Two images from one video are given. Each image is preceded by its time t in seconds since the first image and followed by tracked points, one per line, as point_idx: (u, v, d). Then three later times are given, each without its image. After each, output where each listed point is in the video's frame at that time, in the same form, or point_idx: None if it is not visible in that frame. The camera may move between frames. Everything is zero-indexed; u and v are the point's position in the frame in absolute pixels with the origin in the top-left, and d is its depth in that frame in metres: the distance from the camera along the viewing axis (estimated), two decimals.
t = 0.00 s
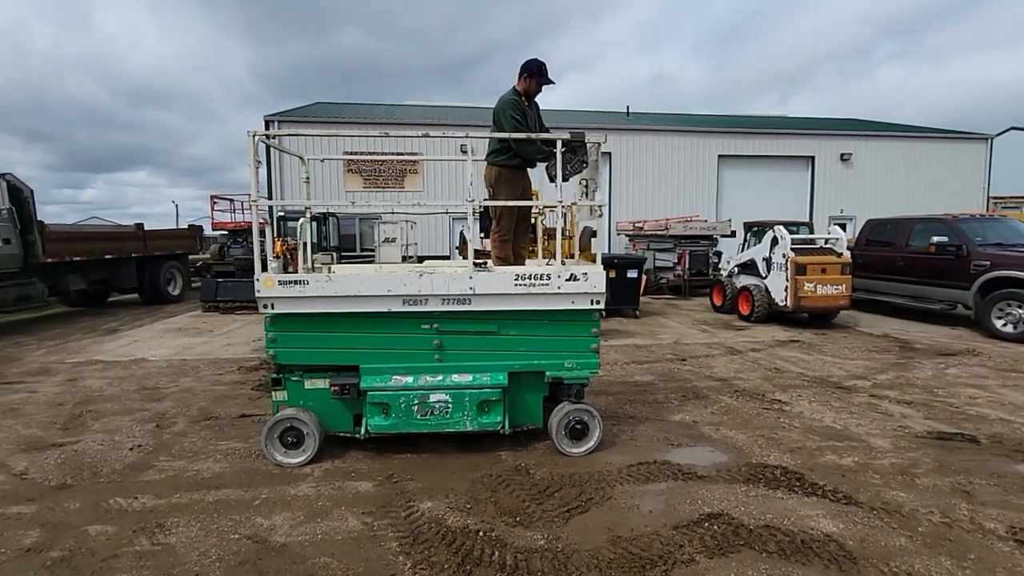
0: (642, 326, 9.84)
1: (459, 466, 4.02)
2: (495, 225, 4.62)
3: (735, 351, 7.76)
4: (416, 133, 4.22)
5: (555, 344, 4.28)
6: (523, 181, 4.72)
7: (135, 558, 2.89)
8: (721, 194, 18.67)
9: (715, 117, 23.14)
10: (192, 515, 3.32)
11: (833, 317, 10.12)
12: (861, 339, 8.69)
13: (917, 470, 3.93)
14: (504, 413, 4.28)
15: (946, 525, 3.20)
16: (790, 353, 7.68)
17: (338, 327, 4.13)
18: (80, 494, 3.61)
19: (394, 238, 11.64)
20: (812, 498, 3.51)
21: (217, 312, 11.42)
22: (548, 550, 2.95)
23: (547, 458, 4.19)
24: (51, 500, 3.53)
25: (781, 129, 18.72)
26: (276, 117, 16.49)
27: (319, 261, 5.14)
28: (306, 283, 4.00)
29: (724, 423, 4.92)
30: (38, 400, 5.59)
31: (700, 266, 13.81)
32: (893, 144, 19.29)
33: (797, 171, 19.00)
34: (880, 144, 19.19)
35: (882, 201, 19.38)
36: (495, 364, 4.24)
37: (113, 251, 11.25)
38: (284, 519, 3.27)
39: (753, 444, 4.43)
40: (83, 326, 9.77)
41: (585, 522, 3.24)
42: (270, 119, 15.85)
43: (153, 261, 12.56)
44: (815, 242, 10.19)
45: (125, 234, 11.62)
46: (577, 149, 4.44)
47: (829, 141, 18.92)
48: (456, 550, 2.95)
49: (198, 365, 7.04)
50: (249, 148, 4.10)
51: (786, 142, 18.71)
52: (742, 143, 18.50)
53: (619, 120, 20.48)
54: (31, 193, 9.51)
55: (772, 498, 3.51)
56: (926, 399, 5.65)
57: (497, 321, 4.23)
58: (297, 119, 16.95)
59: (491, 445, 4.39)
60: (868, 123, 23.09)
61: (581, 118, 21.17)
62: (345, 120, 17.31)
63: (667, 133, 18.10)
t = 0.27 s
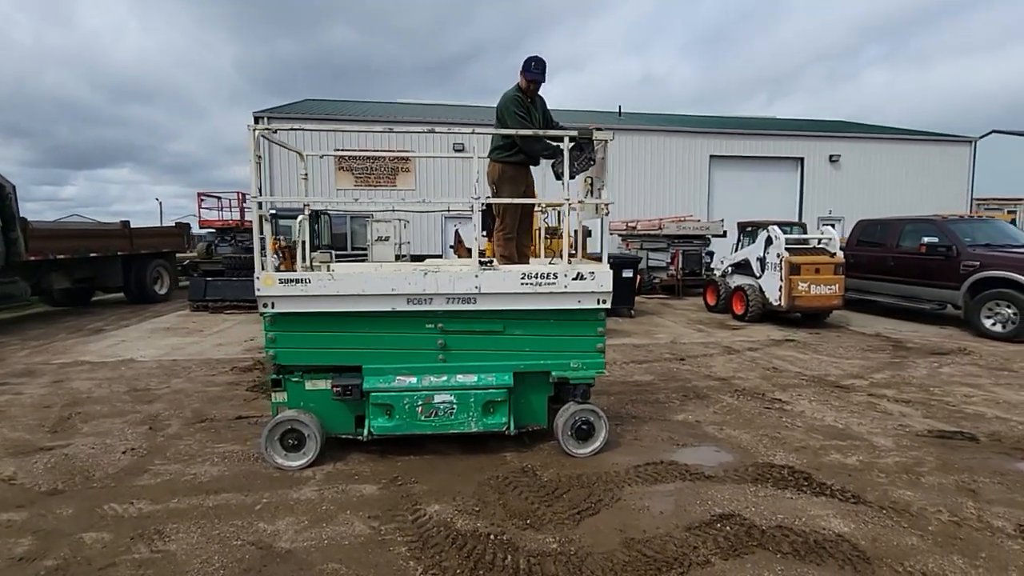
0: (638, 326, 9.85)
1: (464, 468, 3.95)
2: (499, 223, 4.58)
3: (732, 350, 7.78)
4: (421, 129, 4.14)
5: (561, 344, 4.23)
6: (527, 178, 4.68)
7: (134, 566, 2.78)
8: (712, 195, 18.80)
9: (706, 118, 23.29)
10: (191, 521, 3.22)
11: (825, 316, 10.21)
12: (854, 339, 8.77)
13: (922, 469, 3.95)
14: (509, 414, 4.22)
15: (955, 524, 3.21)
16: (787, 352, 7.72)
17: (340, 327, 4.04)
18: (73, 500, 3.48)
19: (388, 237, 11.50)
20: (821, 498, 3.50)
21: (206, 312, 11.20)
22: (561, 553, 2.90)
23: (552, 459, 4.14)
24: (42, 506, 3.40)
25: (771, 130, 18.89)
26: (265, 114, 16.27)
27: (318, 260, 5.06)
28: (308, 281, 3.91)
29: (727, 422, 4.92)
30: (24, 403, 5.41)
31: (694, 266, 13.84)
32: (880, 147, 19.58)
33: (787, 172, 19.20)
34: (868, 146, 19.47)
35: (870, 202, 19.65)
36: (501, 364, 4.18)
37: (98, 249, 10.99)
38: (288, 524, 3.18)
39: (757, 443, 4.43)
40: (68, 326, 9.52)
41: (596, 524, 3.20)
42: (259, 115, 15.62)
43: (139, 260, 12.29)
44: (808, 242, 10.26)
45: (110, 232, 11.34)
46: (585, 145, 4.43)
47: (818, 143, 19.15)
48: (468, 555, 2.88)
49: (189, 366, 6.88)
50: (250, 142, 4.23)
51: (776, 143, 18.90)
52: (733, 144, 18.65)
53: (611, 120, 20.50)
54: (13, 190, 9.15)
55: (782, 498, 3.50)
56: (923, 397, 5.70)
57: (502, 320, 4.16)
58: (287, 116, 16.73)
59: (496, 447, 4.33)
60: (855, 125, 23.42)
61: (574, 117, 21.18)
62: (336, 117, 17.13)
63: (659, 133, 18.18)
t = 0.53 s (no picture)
0: (634, 326, 9.82)
1: (469, 471, 3.87)
2: (501, 221, 4.50)
3: (730, 351, 7.78)
4: (426, 124, 4.05)
5: (567, 345, 4.16)
6: (530, 175, 4.62)
7: None
8: (705, 195, 18.89)
9: (698, 119, 23.38)
10: (189, 528, 3.10)
11: (819, 317, 10.27)
12: (850, 339, 8.81)
13: (928, 470, 3.95)
14: (514, 416, 4.13)
15: (966, 526, 3.20)
16: (784, 353, 7.73)
17: (341, 327, 3.93)
18: (63, 507, 3.35)
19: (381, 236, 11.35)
20: (831, 501, 3.48)
21: (195, 311, 10.97)
22: (574, 560, 2.83)
23: (558, 462, 4.07)
24: (31, 514, 3.26)
25: (763, 132, 19.00)
26: (256, 110, 16.03)
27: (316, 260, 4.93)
28: (309, 280, 3.80)
29: (731, 424, 4.89)
30: (8, 405, 5.22)
31: (688, 266, 13.78)
32: (870, 149, 19.80)
33: (779, 173, 19.35)
34: (858, 148, 19.67)
35: (859, 203, 19.86)
36: (506, 365, 4.10)
37: (84, 246, 10.73)
38: (290, 531, 3.08)
39: (763, 445, 4.40)
40: (52, 325, 9.27)
41: (607, 529, 3.14)
42: (250, 111, 15.39)
43: (126, 257, 12.02)
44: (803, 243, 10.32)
45: (95, 229, 11.06)
46: (593, 144, 4.47)
47: (810, 145, 19.31)
48: (478, 562, 2.81)
49: (180, 366, 6.71)
50: (250, 137, 4.25)
51: (768, 145, 19.03)
52: (725, 145, 18.76)
53: (605, 120, 20.48)
54: None
55: (792, 501, 3.46)
56: (922, 398, 5.73)
57: (507, 321, 4.08)
58: (278, 113, 16.50)
59: (500, 450, 4.25)
60: (845, 128, 23.68)
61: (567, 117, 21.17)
62: (328, 114, 16.92)
63: (653, 133, 18.21)
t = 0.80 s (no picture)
0: (633, 328, 9.82)
1: (475, 474, 3.84)
2: (508, 223, 4.47)
3: (729, 353, 7.79)
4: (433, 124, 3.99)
5: (574, 348, 4.13)
6: (536, 176, 4.57)
7: None
8: (702, 198, 18.96)
9: (695, 121, 23.45)
10: (193, 531, 3.04)
11: (816, 320, 10.32)
12: (847, 343, 8.86)
13: (932, 475, 3.96)
14: (519, 419, 4.10)
15: (973, 532, 3.21)
16: (783, 356, 7.76)
17: (345, 328, 3.88)
18: (62, 509, 3.28)
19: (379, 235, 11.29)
20: (839, 506, 3.48)
21: (190, 308, 10.85)
22: (586, 565, 2.81)
23: (565, 465, 4.05)
24: (29, 516, 3.19)
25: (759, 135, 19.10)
26: (252, 106, 15.89)
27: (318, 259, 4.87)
28: (314, 280, 3.75)
29: (735, 427, 4.89)
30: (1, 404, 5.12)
31: (685, 268, 13.87)
32: (864, 154, 19.97)
33: (775, 177, 19.47)
34: (852, 153, 19.83)
35: (853, 208, 20.03)
36: (512, 367, 4.06)
37: (76, 242, 10.58)
38: (297, 535, 3.03)
39: (768, 449, 4.40)
40: (43, 322, 9.12)
41: (618, 534, 3.12)
42: (246, 107, 15.25)
43: (119, 253, 11.86)
44: (801, 246, 10.37)
45: (88, 224, 10.90)
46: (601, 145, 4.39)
47: (805, 149, 19.45)
48: (489, 568, 2.78)
49: (176, 365, 6.62)
50: (253, 133, 4.18)
51: (764, 148, 19.14)
52: (722, 148, 18.84)
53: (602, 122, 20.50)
54: None
55: (800, 505, 3.46)
56: (922, 402, 5.77)
57: (514, 323, 4.04)
58: (274, 109, 16.36)
59: (505, 452, 4.22)
60: (839, 132, 23.88)
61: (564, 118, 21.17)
62: (325, 111, 16.81)
63: (651, 135, 18.25)
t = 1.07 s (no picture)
0: (626, 329, 9.87)
1: (478, 477, 3.83)
2: (505, 224, 4.46)
3: (723, 354, 7.87)
4: (431, 126, 3.97)
5: (570, 350, 4.14)
6: (533, 179, 4.58)
7: None
8: (692, 200, 19.13)
9: (684, 124, 23.65)
10: (195, 538, 3.00)
11: (806, 321, 10.45)
12: (837, 343, 8.99)
13: (927, 474, 4.04)
14: (516, 421, 4.08)
15: (970, 529, 3.28)
16: (776, 357, 7.85)
17: (341, 330, 3.86)
18: (57, 516, 3.21)
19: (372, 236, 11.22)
20: (839, 505, 3.53)
21: (178, 310, 10.68)
22: (593, 567, 2.82)
23: (567, 467, 4.05)
24: (24, 524, 3.12)
25: (748, 138, 19.32)
26: (241, 105, 15.73)
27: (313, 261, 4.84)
28: (310, 281, 3.73)
29: (732, 428, 4.94)
30: None
31: (676, 269, 14.02)
32: (851, 157, 20.29)
33: (763, 179, 19.70)
34: (839, 156, 20.14)
35: (839, 210, 20.34)
36: (509, 369, 4.05)
37: (61, 243, 10.36)
38: (301, 540, 3.00)
39: (766, 449, 4.45)
40: (27, 324, 8.92)
41: (623, 535, 3.13)
42: (235, 106, 15.07)
43: (105, 254, 11.64)
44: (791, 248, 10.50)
45: (73, 224, 10.69)
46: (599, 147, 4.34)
47: (793, 151, 19.71)
48: (497, 571, 2.77)
49: (167, 368, 6.51)
50: (248, 133, 4.06)
51: (753, 151, 19.35)
52: (712, 150, 19.03)
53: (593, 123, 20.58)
54: None
55: (801, 505, 3.51)
56: (913, 402, 5.87)
57: (510, 325, 4.05)
58: (264, 108, 16.20)
59: (506, 455, 4.22)
60: (826, 136, 24.24)
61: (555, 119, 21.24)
62: (315, 111, 16.68)
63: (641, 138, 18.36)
